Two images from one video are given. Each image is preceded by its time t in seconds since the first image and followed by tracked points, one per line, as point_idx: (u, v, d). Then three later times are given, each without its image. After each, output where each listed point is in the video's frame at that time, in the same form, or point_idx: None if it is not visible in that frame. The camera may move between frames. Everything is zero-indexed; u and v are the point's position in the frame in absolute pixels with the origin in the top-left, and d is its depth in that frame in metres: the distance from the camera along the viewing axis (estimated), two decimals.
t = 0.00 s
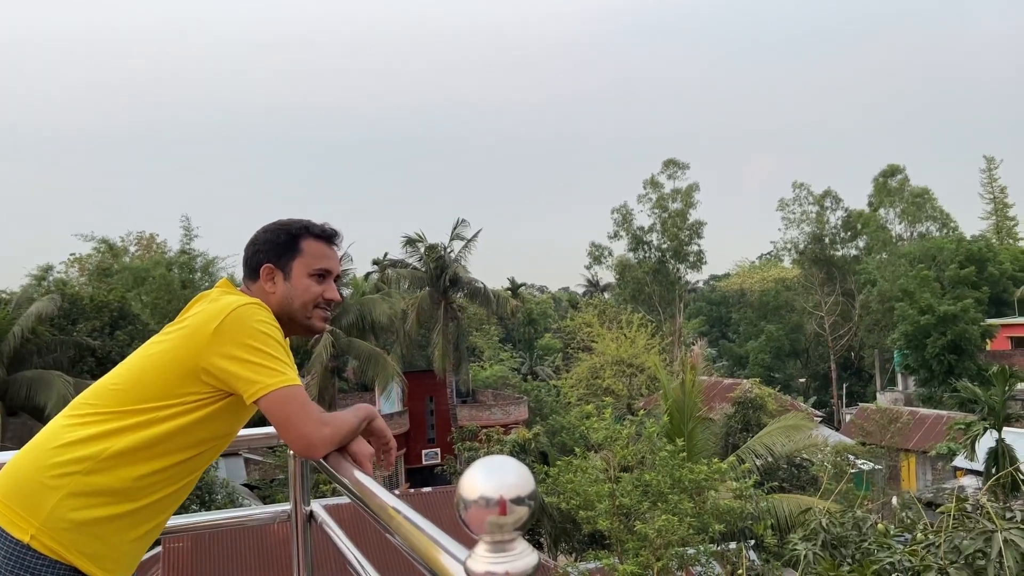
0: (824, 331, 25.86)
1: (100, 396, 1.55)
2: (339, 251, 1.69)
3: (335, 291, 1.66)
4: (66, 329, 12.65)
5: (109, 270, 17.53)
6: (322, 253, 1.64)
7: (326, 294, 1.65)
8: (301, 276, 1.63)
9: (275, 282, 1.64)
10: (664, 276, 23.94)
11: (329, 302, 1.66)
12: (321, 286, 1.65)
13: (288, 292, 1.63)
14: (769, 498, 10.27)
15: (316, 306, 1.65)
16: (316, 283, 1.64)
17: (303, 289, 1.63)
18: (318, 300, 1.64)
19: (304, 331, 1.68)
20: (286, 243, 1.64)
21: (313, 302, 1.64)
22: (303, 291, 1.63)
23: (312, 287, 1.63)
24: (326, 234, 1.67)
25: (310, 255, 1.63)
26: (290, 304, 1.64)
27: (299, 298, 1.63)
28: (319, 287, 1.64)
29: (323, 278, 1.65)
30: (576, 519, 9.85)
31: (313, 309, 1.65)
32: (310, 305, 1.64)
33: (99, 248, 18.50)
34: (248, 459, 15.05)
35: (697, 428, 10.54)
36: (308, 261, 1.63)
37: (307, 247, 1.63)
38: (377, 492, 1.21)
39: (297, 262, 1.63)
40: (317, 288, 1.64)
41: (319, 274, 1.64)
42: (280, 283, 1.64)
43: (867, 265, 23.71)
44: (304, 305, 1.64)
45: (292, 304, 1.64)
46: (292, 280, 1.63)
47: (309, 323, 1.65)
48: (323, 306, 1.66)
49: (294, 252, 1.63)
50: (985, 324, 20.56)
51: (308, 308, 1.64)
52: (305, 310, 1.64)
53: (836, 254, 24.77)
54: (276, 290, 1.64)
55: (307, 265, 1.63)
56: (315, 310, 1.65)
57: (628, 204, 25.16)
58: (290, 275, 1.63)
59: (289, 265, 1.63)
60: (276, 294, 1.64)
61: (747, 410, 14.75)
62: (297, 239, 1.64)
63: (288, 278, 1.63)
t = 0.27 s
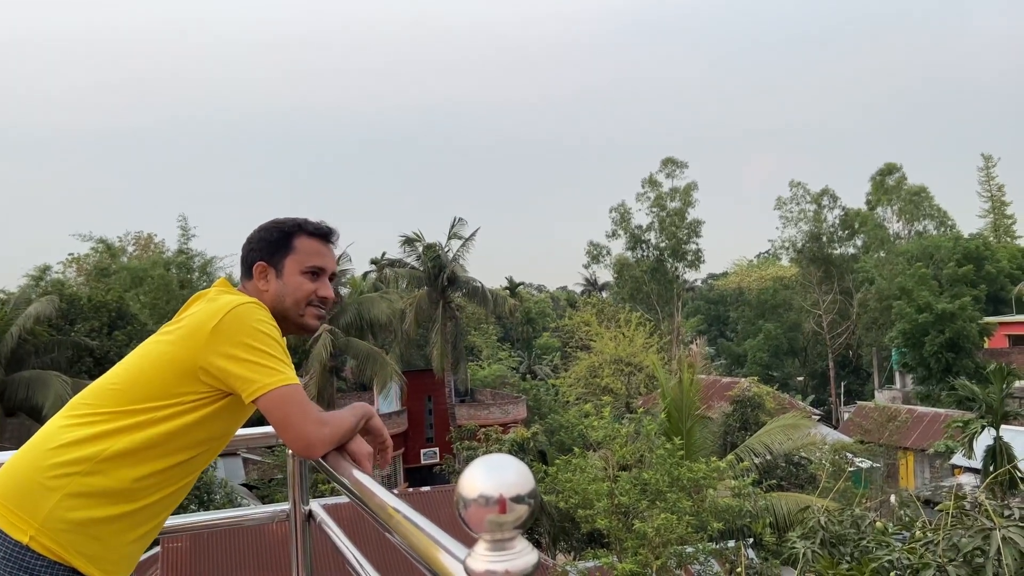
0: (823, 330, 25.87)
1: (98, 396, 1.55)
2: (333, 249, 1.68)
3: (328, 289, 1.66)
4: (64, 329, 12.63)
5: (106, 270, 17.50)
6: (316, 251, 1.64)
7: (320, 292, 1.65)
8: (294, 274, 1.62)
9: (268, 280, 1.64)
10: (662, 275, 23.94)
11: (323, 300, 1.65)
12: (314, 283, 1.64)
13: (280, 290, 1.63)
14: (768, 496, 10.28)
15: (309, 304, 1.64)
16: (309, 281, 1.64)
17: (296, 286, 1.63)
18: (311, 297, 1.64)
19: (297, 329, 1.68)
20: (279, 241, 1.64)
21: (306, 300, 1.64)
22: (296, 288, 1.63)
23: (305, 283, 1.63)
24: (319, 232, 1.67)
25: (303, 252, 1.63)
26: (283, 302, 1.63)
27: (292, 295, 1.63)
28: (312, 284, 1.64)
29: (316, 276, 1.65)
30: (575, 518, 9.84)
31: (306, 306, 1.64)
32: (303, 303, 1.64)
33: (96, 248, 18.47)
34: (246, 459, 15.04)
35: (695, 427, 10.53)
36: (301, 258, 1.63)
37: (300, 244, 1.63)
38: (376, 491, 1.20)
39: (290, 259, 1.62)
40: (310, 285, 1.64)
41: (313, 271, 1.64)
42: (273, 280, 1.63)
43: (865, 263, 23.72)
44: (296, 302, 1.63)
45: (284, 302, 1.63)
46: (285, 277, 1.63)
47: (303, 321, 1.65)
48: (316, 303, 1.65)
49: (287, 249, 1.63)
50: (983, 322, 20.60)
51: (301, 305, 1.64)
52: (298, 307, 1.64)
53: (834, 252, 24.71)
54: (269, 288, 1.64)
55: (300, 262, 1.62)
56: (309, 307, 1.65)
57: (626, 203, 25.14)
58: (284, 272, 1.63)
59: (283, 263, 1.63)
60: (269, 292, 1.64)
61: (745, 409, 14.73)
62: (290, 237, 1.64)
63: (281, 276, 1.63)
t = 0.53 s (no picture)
0: (820, 329, 25.88)
1: (93, 398, 1.54)
2: (328, 251, 1.68)
3: (323, 291, 1.66)
4: (62, 330, 12.61)
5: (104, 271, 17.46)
6: (311, 253, 1.63)
7: (315, 294, 1.65)
8: (288, 276, 1.62)
9: (262, 282, 1.64)
10: (660, 275, 23.96)
11: (318, 302, 1.65)
12: (309, 286, 1.64)
13: (275, 292, 1.63)
14: (766, 495, 10.29)
15: (304, 306, 1.64)
16: (304, 283, 1.63)
17: (290, 288, 1.62)
18: (306, 299, 1.63)
19: (292, 331, 1.68)
20: (274, 243, 1.63)
21: (301, 302, 1.63)
22: (290, 290, 1.62)
23: (299, 286, 1.63)
24: (314, 234, 1.66)
25: (298, 254, 1.63)
26: (277, 304, 1.63)
27: (286, 297, 1.62)
28: (307, 287, 1.63)
29: (311, 279, 1.64)
30: (574, 518, 9.83)
31: (301, 308, 1.64)
32: (297, 306, 1.63)
33: (94, 249, 18.44)
34: (245, 460, 15.02)
35: (693, 426, 10.52)
36: (296, 260, 1.62)
37: (295, 246, 1.63)
38: (374, 494, 1.20)
39: (285, 261, 1.62)
40: (305, 287, 1.63)
41: (308, 273, 1.63)
42: (268, 283, 1.63)
43: (863, 262, 23.76)
44: (291, 305, 1.63)
45: (279, 304, 1.63)
46: (280, 279, 1.62)
47: (297, 323, 1.65)
48: (311, 305, 1.65)
49: (281, 251, 1.62)
50: (980, 320, 20.64)
51: (295, 308, 1.63)
52: (292, 309, 1.63)
53: (831, 252, 24.70)
54: (264, 290, 1.64)
55: (295, 264, 1.62)
56: (303, 309, 1.64)
57: (624, 202, 25.12)
58: (278, 275, 1.62)
59: (277, 265, 1.62)
60: (264, 294, 1.64)
61: (743, 409, 14.74)
62: (285, 239, 1.63)
63: (275, 278, 1.63)
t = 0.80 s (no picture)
0: (818, 329, 25.88)
1: (90, 400, 1.54)
2: (326, 253, 1.68)
3: (321, 293, 1.65)
4: (59, 332, 12.60)
5: (101, 272, 17.44)
6: (308, 255, 1.63)
7: (312, 296, 1.64)
8: (285, 279, 1.62)
9: (260, 285, 1.64)
10: (658, 275, 23.98)
11: (315, 304, 1.65)
12: (306, 288, 1.64)
13: (272, 294, 1.63)
14: (765, 495, 10.29)
15: (301, 308, 1.64)
16: (301, 285, 1.63)
17: (288, 291, 1.62)
18: (303, 302, 1.63)
19: (289, 333, 1.67)
20: (271, 245, 1.63)
21: (298, 305, 1.63)
22: (288, 293, 1.62)
23: (297, 288, 1.62)
24: (312, 236, 1.66)
25: (295, 257, 1.62)
26: (274, 307, 1.63)
27: (284, 299, 1.62)
28: (304, 289, 1.63)
29: (309, 281, 1.64)
30: (572, 518, 9.81)
31: (298, 311, 1.64)
32: (294, 308, 1.63)
33: (92, 250, 18.41)
34: (243, 461, 15.01)
35: (691, 427, 10.51)
36: (294, 263, 1.62)
37: (292, 249, 1.62)
38: (371, 496, 1.20)
39: (282, 264, 1.62)
40: (302, 290, 1.63)
41: (305, 276, 1.63)
42: (265, 285, 1.63)
43: (860, 261, 23.78)
44: (288, 307, 1.63)
45: (276, 307, 1.63)
46: (277, 282, 1.62)
47: (294, 325, 1.64)
48: (309, 308, 1.65)
49: (279, 253, 1.62)
50: (978, 320, 20.67)
51: (292, 311, 1.63)
52: (289, 312, 1.63)
53: (829, 252, 24.79)
54: (261, 293, 1.64)
55: (292, 267, 1.62)
56: (301, 312, 1.64)
57: (622, 202, 25.09)
58: (276, 277, 1.62)
59: (275, 268, 1.62)
60: (261, 296, 1.63)
61: (741, 409, 14.77)
62: (283, 241, 1.63)
63: (272, 281, 1.62)
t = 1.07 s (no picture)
0: (817, 328, 25.89)
1: (91, 400, 1.54)
2: (327, 255, 1.68)
3: (322, 295, 1.66)
4: (59, 333, 12.59)
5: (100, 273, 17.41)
6: (310, 257, 1.63)
7: (313, 298, 1.65)
8: (288, 280, 1.62)
9: (262, 286, 1.64)
10: (657, 275, 23.99)
11: (316, 306, 1.65)
12: (308, 290, 1.64)
13: (274, 296, 1.63)
14: (765, 495, 10.29)
15: (303, 310, 1.64)
16: (303, 287, 1.63)
17: (290, 293, 1.62)
18: (305, 304, 1.63)
19: (290, 335, 1.68)
20: (273, 248, 1.63)
21: (299, 307, 1.63)
22: (290, 295, 1.62)
23: (299, 290, 1.63)
24: (314, 239, 1.66)
25: (298, 259, 1.62)
26: (276, 308, 1.63)
27: (285, 301, 1.62)
28: (306, 291, 1.63)
29: (310, 283, 1.64)
30: (572, 518, 9.81)
31: (300, 312, 1.64)
32: (296, 310, 1.63)
33: (90, 251, 18.40)
34: (242, 462, 15.00)
35: (691, 426, 10.51)
36: (296, 265, 1.62)
37: (294, 251, 1.62)
38: (371, 496, 1.20)
39: (284, 266, 1.62)
40: (304, 292, 1.63)
41: (307, 278, 1.63)
42: (267, 287, 1.63)
43: (859, 261, 23.79)
44: (289, 309, 1.63)
45: (277, 309, 1.63)
46: (279, 284, 1.62)
47: (296, 327, 1.65)
48: (310, 310, 1.65)
49: (281, 256, 1.62)
50: (977, 319, 20.69)
51: (294, 312, 1.63)
52: (291, 314, 1.63)
53: (828, 251, 24.86)
54: (263, 294, 1.64)
55: (294, 269, 1.62)
56: (302, 314, 1.65)
57: (621, 202, 25.09)
58: (278, 279, 1.62)
59: (277, 270, 1.62)
60: (263, 298, 1.63)
61: (741, 409, 14.77)
62: (285, 243, 1.63)
63: (274, 282, 1.62)
